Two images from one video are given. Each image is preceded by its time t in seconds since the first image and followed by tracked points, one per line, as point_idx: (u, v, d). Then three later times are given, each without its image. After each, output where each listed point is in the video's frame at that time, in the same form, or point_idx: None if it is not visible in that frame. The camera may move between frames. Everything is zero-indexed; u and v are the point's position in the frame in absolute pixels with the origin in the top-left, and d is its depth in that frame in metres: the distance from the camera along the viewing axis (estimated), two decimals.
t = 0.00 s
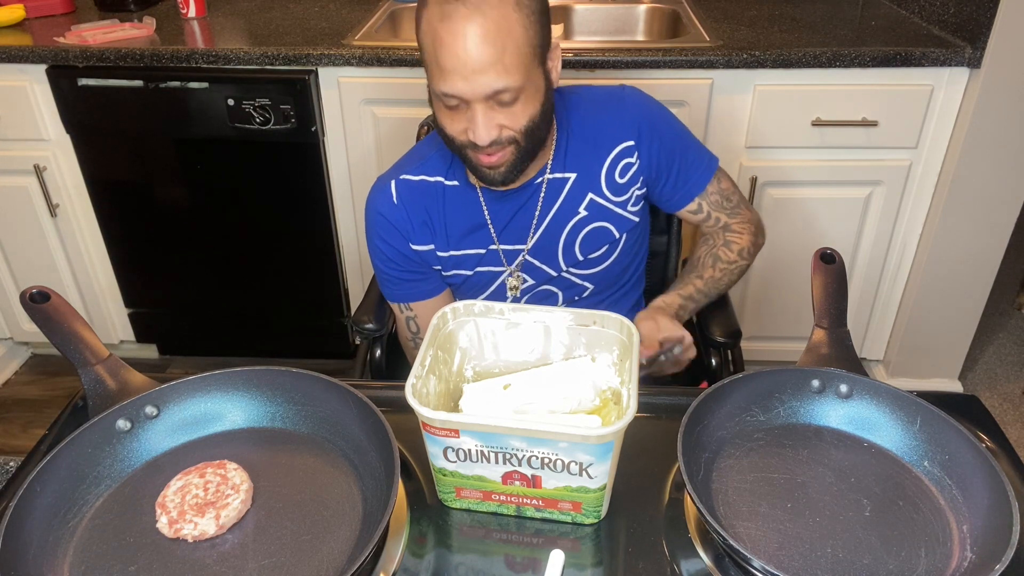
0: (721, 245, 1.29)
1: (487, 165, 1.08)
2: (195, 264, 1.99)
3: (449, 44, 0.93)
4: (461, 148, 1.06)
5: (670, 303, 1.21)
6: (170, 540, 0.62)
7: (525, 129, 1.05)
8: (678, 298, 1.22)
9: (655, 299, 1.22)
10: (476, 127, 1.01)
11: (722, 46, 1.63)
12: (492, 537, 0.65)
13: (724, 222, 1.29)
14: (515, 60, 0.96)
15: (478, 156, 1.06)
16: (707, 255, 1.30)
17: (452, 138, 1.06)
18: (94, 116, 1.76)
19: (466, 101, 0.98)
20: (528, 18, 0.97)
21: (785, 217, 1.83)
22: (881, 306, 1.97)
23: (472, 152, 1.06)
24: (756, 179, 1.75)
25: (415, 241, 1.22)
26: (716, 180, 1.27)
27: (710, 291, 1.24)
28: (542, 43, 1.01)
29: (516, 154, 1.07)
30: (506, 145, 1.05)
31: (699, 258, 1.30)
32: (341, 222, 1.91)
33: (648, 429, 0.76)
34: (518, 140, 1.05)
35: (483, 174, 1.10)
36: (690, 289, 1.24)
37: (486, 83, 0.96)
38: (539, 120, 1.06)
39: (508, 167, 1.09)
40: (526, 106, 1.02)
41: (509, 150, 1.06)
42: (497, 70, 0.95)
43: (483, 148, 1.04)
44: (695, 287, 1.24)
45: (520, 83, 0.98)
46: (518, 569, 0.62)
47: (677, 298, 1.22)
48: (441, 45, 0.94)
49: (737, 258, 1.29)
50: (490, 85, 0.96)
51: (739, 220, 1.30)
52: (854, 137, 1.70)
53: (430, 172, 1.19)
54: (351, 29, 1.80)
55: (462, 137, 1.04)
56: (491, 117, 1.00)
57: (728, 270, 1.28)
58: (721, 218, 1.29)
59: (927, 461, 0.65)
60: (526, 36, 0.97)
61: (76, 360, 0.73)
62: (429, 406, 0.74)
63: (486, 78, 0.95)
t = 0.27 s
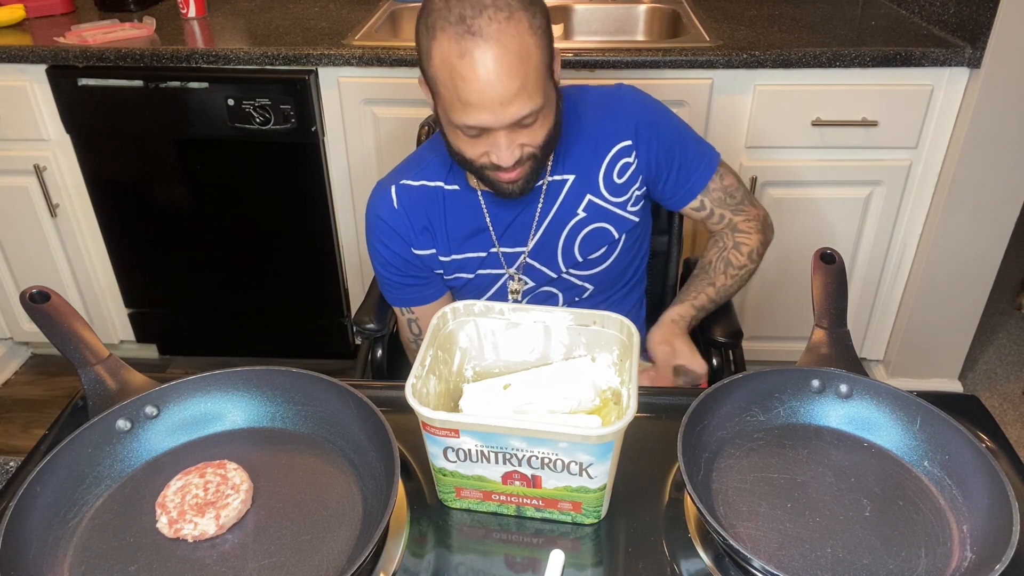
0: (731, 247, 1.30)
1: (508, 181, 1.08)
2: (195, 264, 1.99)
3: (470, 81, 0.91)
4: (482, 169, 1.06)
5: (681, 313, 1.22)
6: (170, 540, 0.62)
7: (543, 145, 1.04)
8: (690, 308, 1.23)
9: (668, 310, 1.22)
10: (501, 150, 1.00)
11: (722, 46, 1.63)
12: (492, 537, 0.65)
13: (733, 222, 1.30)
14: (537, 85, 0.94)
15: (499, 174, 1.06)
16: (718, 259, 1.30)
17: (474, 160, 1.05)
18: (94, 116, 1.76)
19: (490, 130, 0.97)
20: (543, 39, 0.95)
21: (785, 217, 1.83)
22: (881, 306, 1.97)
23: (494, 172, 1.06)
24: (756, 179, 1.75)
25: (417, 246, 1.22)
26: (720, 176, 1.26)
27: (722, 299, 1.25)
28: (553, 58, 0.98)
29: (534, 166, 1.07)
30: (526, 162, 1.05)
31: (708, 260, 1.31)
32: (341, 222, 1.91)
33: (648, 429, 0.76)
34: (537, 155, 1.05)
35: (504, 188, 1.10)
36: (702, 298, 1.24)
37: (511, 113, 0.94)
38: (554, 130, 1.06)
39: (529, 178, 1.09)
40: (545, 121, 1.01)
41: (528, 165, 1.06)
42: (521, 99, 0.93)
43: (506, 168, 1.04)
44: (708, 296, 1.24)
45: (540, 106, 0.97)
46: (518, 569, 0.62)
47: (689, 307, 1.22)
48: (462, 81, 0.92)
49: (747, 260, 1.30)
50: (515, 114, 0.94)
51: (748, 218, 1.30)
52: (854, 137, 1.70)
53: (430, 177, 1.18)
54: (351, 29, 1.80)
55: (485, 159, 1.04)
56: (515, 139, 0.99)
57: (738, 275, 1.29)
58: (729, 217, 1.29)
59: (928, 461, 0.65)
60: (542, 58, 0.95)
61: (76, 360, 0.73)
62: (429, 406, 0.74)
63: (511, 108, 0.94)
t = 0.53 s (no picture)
0: (735, 246, 1.30)
1: (513, 193, 1.08)
2: (195, 264, 1.99)
3: (482, 101, 0.91)
4: (488, 180, 1.06)
5: (687, 312, 1.20)
6: (170, 540, 0.62)
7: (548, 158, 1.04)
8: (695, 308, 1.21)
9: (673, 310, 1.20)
10: (509, 166, 1.00)
11: (722, 46, 1.63)
12: (492, 537, 0.65)
13: (736, 220, 1.30)
14: (548, 104, 0.94)
15: (505, 186, 1.06)
16: (722, 256, 1.30)
17: (482, 173, 1.05)
18: (94, 116, 1.76)
19: (500, 148, 0.97)
20: (554, 58, 0.95)
21: (785, 217, 1.83)
22: (881, 307, 1.97)
23: (502, 185, 1.06)
24: (756, 179, 1.75)
25: (417, 246, 1.22)
26: (723, 176, 1.27)
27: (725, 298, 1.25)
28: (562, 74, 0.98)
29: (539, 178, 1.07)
30: (532, 174, 1.05)
31: (713, 257, 1.31)
32: (341, 222, 1.91)
33: (648, 429, 0.76)
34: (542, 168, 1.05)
35: (510, 200, 1.10)
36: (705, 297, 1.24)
37: (523, 132, 0.94)
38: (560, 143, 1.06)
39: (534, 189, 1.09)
40: (553, 136, 1.02)
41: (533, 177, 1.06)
42: (532, 118, 0.93)
43: (512, 181, 1.04)
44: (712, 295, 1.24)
45: (549, 122, 0.97)
46: (518, 569, 0.62)
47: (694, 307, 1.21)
48: (475, 101, 0.91)
49: (750, 260, 1.30)
50: (526, 132, 0.95)
51: (751, 215, 1.30)
52: (854, 137, 1.70)
53: (430, 178, 1.18)
54: (351, 29, 1.80)
55: (493, 173, 1.04)
56: (524, 155, 1.00)
57: (742, 274, 1.29)
58: (732, 215, 1.30)
59: (928, 461, 0.65)
60: (553, 76, 0.95)
61: (76, 360, 0.73)
62: (429, 406, 0.74)
63: (523, 127, 0.94)
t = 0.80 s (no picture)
0: (735, 249, 1.29)
1: (515, 194, 1.08)
2: (195, 264, 2.00)
3: (486, 104, 0.91)
4: (490, 181, 1.06)
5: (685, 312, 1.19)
6: (170, 540, 0.62)
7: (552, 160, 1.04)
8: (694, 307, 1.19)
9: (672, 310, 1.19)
10: (513, 168, 1.00)
11: (722, 46, 1.63)
12: (492, 537, 0.65)
13: (736, 226, 1.29)
14: (553, 106, 0.94)
15: (507, 187, 1.06)
16: (722, 260, 1.29)
17: (486, 175, 1.05)
18: (94, 117, 1.76)
19: (504, 150, 0.97)
20: (559, 61, 0.95)
21: (785, 217, 1.83)
22: (881, 306, 1.97)
23: (505, 186, 1.06)
24: (756, 179, 1.75)
25: (415, 241, 1.22)
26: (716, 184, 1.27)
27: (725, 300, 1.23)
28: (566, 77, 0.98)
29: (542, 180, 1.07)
30: (534, 176, 1.05)
31: (713, 261, 1.30)
32: (341, 222, 1.91)
33: (648, 429, 0.76)
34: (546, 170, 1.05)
35: (514, 201, 1.10)
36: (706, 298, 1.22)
37: (528, 135, 0.94)
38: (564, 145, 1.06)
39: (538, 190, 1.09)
40: (557, 138, 1.02)
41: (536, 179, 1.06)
42: (537, 120, 0.93)
43: (515, 183, 1.04)
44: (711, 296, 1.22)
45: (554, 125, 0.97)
46: (518, 569, 0.62)
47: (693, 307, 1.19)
48: (479, 104, 0.91)
49: (750, 263, 1.30)
50: (530, 134, 0.94)
51: (750, 222, 1.30)
52: (854, 137, 1.70)
53: (430, 174, 1.18)
54: (351, 29, 1.80)
55: (496, 175, 1.04)
56: (527, 158, 1.00)
57: (743, 275, 1.28)
58: (732, 221, 1.29)
59: (927, 461, 0.65)
60: (558, 79, 0.95)
61: (76, 360, 0.73)
62: (429, 406, 0.74)
63: (528, 130, 0.93)
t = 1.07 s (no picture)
0: (724, 247, 1.30)
1: (504, 191, 1.08)
2: (195, 264, 1.99)
3: (473, 99, 0.91)
4: (479, 177, 1.06)
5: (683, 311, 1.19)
6: (170, 540, 0.62)
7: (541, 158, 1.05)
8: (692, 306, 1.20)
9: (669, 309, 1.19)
10: (502, 165, 1.01)
11: (722, 46, 1.63)
12: (492, 537, 0.65)
13: (725, 226, 1.30)
14: (541, 104, 0.95)
15: (496, 184, 1.06)
16: (711, 259, 1.30)
17: (474, 171, 1.06)
18: (94, 116, 1.76)
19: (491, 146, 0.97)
20: (547, 59, 0.95)
21: (785, 217, 1.83)
22: (881, 306, 1.97)
23: (494, 183, 1.06)
24: (756, 179, 1.75)
25: (412, 238, 1.22)
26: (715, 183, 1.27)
27: (722, 297, 1.24)
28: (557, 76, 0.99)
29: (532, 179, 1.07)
30: (523, 175, 1.05)
31: (703, 263, 1.31)
32: (341, 222, 1.91)
33: (648, 429, 0.76)
34: (534, 169, 1.05)
35: (502, 198, 1.11)
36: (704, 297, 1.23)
37: (514, 131, 0.95)
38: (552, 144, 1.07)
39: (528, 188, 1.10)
40: (545, 136, 1.02)
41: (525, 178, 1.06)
42: (524, 117, 0.94)
43: (503, 180, 1.04)
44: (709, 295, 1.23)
45: (542, 123, 0.97)
46: (518, 569, 0.62)
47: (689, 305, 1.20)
48: (466, 99, 0.91)
49: (741, 260, 1.30)
50: (517, 131, 0.95)
51: (737, 222, 1.31)
52: (854, 137, 1.70)
53: (426, 171, 1.18)
54: (351, 29, 1.80)
55: (485, 171, 1.04)
56: (516, 155, 1.00)
57: (735, 273, 1.29)
58: (722, 222, 1.30)
59: (928, 461, 0.65)
60: (547, 77, 0.95)
61: (76, 360, 0.73)
62: (429, 406, 0.74)
63: (514, 126, 0.94)
